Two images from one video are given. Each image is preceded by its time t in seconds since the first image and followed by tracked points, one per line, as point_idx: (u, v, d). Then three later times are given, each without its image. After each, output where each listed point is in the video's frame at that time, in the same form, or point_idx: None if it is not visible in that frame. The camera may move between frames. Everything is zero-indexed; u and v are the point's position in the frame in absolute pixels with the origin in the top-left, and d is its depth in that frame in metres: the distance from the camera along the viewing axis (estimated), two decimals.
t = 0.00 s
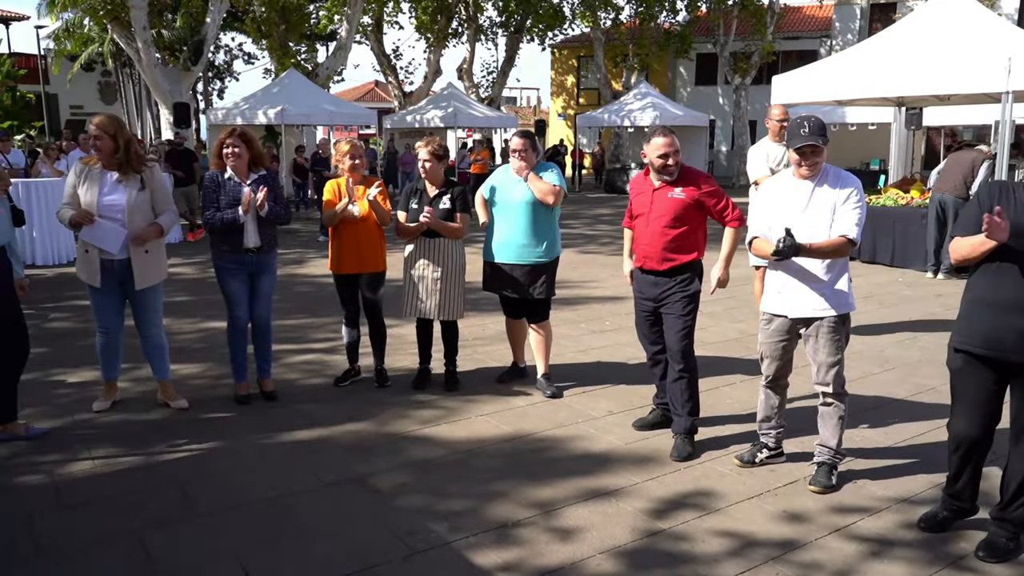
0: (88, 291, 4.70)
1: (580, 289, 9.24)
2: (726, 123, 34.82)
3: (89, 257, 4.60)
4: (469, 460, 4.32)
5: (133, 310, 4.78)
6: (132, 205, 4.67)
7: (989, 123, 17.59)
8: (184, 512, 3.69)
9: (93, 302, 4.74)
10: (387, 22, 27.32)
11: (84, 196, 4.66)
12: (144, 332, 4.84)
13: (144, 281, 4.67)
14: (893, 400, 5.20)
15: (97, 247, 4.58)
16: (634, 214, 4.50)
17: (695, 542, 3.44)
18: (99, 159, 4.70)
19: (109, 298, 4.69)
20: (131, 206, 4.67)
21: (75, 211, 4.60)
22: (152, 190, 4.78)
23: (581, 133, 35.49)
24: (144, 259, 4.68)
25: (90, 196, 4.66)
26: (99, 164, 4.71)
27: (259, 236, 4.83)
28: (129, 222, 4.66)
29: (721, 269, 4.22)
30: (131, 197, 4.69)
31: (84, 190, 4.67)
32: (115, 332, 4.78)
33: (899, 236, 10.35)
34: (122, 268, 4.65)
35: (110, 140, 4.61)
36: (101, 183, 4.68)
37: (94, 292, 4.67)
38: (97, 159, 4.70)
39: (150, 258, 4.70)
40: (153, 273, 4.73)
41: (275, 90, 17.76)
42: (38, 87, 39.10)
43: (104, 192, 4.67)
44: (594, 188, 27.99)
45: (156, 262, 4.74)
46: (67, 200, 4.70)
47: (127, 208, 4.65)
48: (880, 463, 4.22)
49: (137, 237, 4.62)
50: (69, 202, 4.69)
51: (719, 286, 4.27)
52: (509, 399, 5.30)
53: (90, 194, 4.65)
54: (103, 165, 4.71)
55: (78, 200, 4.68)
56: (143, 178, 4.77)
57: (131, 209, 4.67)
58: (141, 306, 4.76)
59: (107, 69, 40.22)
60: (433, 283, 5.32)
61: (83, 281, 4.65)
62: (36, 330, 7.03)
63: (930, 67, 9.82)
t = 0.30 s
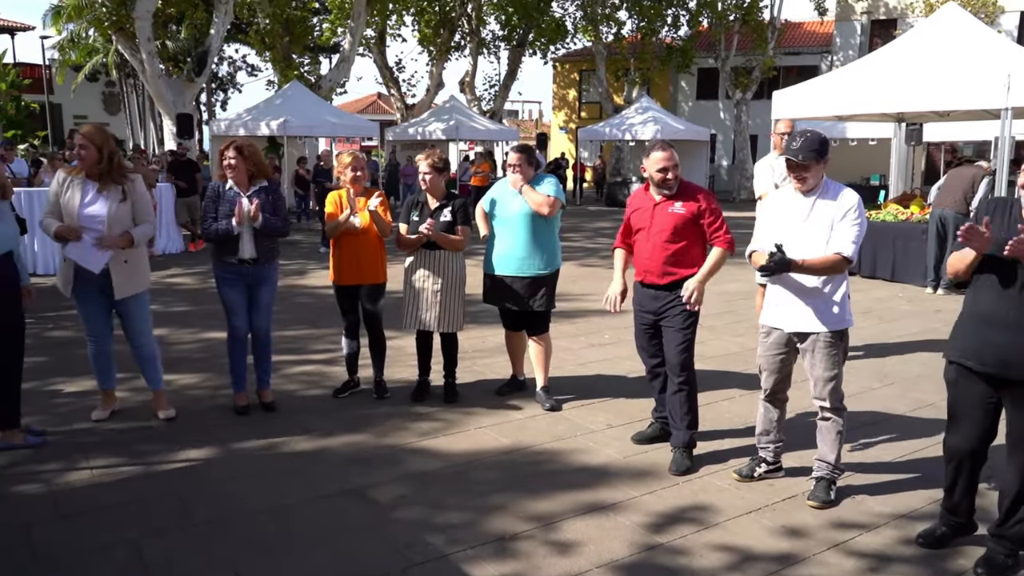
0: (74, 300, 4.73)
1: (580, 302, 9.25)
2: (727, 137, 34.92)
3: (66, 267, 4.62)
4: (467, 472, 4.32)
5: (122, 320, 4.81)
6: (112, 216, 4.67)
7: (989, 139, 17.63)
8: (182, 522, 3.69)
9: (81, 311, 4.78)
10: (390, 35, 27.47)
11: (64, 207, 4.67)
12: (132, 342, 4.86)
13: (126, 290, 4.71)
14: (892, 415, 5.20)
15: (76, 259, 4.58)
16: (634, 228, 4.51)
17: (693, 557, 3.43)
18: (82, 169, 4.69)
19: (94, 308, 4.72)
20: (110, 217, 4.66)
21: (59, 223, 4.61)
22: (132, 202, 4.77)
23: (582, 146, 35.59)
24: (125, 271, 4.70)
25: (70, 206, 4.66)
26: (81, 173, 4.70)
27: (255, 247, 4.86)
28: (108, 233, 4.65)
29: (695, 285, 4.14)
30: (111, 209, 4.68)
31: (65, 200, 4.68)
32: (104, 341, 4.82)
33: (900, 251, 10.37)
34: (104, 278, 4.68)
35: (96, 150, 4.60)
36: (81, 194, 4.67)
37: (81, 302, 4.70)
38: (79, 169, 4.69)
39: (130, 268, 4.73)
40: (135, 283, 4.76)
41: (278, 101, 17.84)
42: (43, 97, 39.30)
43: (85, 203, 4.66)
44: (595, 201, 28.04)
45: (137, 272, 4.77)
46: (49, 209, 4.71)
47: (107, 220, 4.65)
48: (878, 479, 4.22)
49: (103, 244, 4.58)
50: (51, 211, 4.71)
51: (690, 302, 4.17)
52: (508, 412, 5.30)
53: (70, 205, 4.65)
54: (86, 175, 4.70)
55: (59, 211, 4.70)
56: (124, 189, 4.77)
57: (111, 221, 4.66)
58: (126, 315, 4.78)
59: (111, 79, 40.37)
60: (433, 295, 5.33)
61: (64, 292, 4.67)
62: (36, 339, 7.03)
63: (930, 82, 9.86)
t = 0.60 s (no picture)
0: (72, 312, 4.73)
1: (582, 311, 9.26)
2: (728, 146, 34.99)
3: (68, 277, 4.61)
4: (470, 482, 4.32)
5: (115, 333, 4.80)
6: (110, 227, 4.69)
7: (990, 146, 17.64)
8: (184, 533, 3.69)
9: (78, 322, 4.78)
10: (390, 46, 27.57)
11: (62, 219, 4.67)
12: (128, 354, 4.84)
13: (124, 300, 4.71)
14: (895, 423, 5.20)
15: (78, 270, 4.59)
16: (635, 235, 4.52)
17: (695, 566, 3.43)
18: (80, 180, 4.72)
19: (92, 318, 4.72)
20: (108, 228, 4.68)
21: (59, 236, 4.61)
22: (130, 213, 4.80)
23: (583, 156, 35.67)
24: (123, 282, 4.71)
25: (68, 218, 4.67)
26: (79, 185, 4.73)
27: (253, 259, 4.86)
28: (107, 244, 4.66)
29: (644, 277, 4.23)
30: (109, 219, 4.70)
31: (63, 212, 4.69)
32: (103, 350, 4.82)
33: (901, 259, 10.37)
34: (102, 287, 4.69)
35: (98, 159, 4.64)
36: (79, 204, 4.69)
37: (80, 311, 4.72)
38: (77, 180, 4.72)
39: (128, 279, 4.74)
40: (133, 293, 4.76)
41: (279, 113, 17.89)
42: (45, 109, 39.44)
43: (83, 214, 4.68)
44: (596, 210, 28.07)
45: (135, 283, 4.78)
46: (47, 222, 4.72)
47: (105, 231, 4.66)
48: (882, 487, 4.21)
49: (104, 258, 4.57)
50: (48, 223, 4.71)
51: (636, 286, 4.29)
52: (510, 422, 5.30)
53: (68, 217, 4.66)
54: (84, 185, 4.74)
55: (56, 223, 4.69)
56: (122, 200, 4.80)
57: (110, 231, 4.68)
58: (123, 327, 4.78)
59: (113, 92, 40.51)
60: (435, 304, 5.34)
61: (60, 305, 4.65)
62: (38, 350, 7.03)
63: (930, 91, 9.89)
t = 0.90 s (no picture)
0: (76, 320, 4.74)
1: (583, 317, 9.27)
2: (729, 153, 35.04)
3: (77, 284, 4.67)
4: (471, 488, 4.32)
5: (120, 338, 4.81)
6: (118, 233, 4.71)
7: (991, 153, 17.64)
8: (185, 539, 3.69)
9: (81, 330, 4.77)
10: (392, 53, 27.64)
11: (71, 227, 4.69)
12: (130, 361, 4.85)
13: (133, 306, 4.72)
14: (897, 431, 5.20)
15: (86, 274, 4.65)
16: (636, 242, 4.53)
17: (696, 573, 3.43)
18: (89, 187, 4.74)
19: (95, 326, 4.72)
20: (117, 233, 4.69)
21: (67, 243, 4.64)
22: (138, 218, 4.81)
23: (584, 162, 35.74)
24: (131, 287, 4.73)
25: (77, 225, 4.69)
26: (89, 192, 4.75)
27: (255, 265, 4.88)
28: (116, 249, 4.68)
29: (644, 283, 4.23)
30: (118, 225, 4.71)
31: (72, 220, 4.71)
32: (103, 361, 4.79)
33: (903, 266, 10.37)
34: (110, 294, 4.70)
35: (104, 167, 4.67)
36: (88, 212, 4.71)
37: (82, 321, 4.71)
38: (86, 187, 4.75)
39: (137, 284, 4.75)
40: (141, 299, 4.78)
41: (281, 119, 17.93)
42: (48, 115, 39.52)
43: (91, 221, 4.69)
44: (597, 216, 28.11)
45: (144, 288, 4.80)
46: (56, 230, 4.73)
47: (114, 236, 4.68)
48: (883, 494, 4.21)
49: (111, 260, 4.59)
50: (57, 231, 4.73)
51: (635, 295, 4.25)
52: (512, 428, 5.30)
53: (77, 224, 4.68)
54: (93, 193, 4.76)
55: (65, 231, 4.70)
56: (131, 207, 4.81)
57: (119, 236, 4.70)
58: (127, 333, 4.78)
59: (115, 98, 40.63)
60: (437, 311, 5.35)
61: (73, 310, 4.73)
62: (41, 356, 7.04)
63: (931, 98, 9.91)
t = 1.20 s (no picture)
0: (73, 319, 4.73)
1: (583, 321, 9.28)
2: (731, 158, 35.07)
3: (77, 282, 4.67)
4: (470, 491, 4.33)
5: (117, 335, 4.80)
6: (119, 230, 4.72)
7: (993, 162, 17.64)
8: (185, 537, 3.70)
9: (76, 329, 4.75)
10: (396, 54, 27.67)
11: (72, 224, 4.71)
12: (127, 359, 4.85)
13: (134, 304, 4.74)
14: (896, 438, 5.20)
15: (85, 271, 4.65)
16: (641, 246, 4.55)
17: None
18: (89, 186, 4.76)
19: (91, 324, 4.69)
20: (118, 231, 4.71)
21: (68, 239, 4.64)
22: (139, 216, 4.83)
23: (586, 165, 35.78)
24: (131, 284, 4.74)
25: (78, 223, 4.70)
26: (89, 190, 4.77)
27: (257, 265, 4.89)
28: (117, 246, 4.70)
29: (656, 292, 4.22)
30: (118, 223, 4.73)
31: (72, 217, 4.72)
32: (96, 359, 4.75)
33: (904, 274, 10.38)
34: (109, 292, 4.70)
35: (105, 165, 4.69)
36: (88, 210, 4.72)
37: (80, 319, 4.70)
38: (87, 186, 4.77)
39: (139, 281, 4.77)
40: (141, 298, 4.79)
41: (284, 119, 17.96)
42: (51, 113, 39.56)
43: (92, 219, 4.71)
44: (598, 220, 28.14)
45: (145, 286, 4.83)
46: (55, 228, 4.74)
47: (114, 233, 4.70)
48: (882, 502, 4.21)
49: (112, 255, 4.60)
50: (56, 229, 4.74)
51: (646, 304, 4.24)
52: (511, 431, 5.31)
53: (78, 222, 4.70)
54: (93, 192, 4.78)
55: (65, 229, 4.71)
56: (131, 204, 4.82)
57: (119, 233, 4.72)
58: (125, 330, 4.79)
59: (118, 96, 40.66)
60: (438, 313, 5.36)
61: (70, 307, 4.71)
62: (41, 353, 7.05)
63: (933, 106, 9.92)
